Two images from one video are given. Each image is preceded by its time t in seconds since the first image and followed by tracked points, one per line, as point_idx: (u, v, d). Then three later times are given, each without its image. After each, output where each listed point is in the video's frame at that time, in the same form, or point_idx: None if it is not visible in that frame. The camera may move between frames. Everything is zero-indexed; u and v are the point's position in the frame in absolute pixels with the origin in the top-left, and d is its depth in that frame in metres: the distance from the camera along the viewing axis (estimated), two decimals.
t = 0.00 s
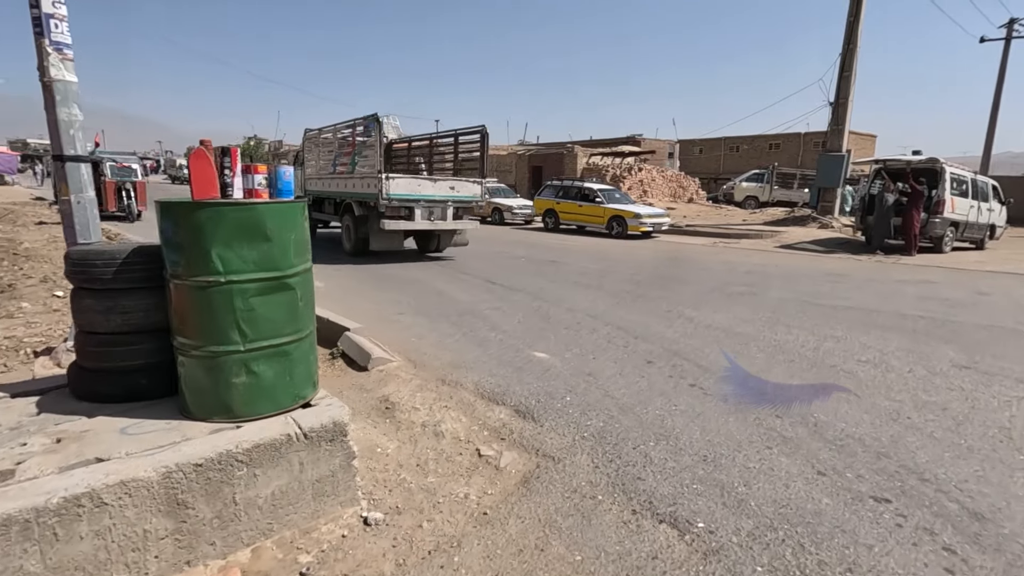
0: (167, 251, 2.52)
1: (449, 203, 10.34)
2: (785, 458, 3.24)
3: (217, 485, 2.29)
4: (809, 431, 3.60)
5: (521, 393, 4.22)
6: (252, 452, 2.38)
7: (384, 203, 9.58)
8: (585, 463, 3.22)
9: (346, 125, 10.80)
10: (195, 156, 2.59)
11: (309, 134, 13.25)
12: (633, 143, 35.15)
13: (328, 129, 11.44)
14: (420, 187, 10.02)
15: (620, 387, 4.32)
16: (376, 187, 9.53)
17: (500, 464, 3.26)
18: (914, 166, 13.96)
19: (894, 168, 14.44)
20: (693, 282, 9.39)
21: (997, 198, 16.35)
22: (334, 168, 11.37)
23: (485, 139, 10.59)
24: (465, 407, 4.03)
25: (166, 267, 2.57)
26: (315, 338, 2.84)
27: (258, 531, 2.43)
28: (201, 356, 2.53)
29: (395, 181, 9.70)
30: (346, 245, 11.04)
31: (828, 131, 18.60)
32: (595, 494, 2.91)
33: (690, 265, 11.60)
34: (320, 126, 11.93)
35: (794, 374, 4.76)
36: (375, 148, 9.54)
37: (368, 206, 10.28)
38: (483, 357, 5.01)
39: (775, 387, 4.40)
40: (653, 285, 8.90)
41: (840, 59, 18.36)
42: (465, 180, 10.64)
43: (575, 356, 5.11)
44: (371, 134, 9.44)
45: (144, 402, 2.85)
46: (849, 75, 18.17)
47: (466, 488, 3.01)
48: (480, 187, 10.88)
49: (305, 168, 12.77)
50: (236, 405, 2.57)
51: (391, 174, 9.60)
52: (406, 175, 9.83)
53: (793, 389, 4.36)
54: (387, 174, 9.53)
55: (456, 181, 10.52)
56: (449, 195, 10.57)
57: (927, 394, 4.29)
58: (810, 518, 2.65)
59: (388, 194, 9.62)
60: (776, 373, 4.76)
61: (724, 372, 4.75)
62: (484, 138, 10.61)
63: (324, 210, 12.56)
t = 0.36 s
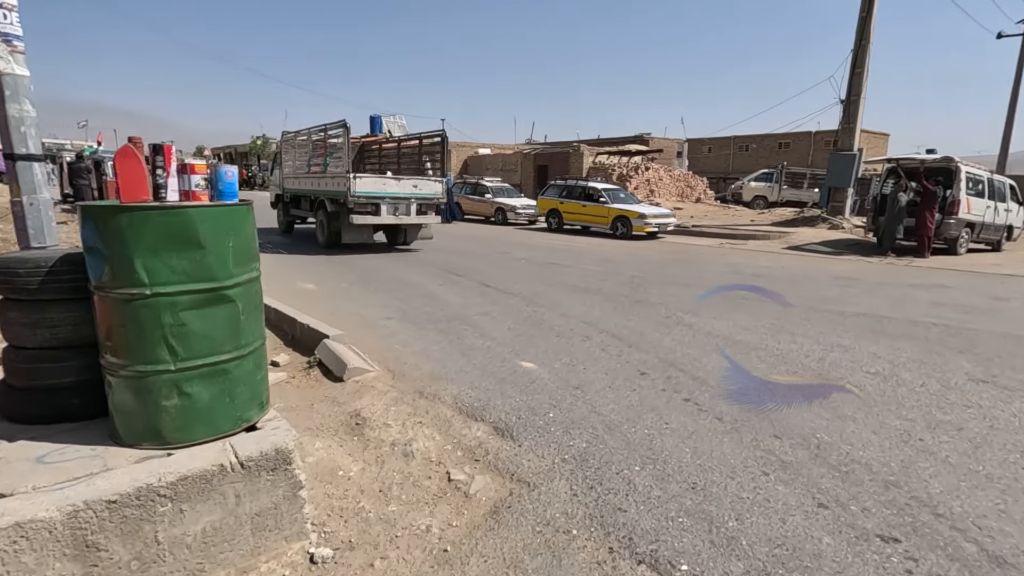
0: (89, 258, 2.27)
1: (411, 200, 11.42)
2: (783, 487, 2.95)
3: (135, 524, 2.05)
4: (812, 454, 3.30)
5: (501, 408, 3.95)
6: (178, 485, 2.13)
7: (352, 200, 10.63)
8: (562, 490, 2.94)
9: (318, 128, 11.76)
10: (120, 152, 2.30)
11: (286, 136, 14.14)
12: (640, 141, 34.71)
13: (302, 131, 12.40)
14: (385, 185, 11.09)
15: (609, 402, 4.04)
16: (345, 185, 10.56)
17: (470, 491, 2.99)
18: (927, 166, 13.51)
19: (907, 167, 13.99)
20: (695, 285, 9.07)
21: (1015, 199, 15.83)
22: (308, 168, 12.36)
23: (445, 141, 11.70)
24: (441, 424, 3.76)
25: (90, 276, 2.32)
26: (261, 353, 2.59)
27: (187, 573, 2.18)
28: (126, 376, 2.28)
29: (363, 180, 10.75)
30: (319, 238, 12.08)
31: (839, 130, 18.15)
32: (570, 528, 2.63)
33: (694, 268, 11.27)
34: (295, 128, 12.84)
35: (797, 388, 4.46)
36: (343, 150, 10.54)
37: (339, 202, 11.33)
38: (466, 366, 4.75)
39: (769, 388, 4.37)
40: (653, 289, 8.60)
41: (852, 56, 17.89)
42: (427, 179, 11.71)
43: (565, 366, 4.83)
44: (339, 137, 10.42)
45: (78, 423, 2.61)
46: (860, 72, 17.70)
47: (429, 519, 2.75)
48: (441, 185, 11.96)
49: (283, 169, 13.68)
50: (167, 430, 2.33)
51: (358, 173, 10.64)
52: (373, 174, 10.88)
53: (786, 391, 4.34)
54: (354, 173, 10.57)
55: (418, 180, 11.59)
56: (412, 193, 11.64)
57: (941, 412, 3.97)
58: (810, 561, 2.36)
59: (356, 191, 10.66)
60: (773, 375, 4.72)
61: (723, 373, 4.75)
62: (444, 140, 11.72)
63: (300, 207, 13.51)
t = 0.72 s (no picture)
0: None
1: (387, 196, 12.42)
2: (797, 525, 2.59)
3: (36, 568, 1.79)
4: (831, 485, 2.93)
5: (488, 424, 3.64)
6: (89, 524, 1.86)
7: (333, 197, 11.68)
8: (546, 525, 2.61)
9: (302, 131, 12.80)
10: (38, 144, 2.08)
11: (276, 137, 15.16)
12: (656, 141, 34.16)
13: (290, 134, 13.46)
14: (363, 183, 12.10)
15: (606, 420, 3.70)
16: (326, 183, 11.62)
17: (442, 522, 2.68)
18: (956, 164, 12.89)
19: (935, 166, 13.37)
20: (708, 289, 8.67)
21: None
22: (295, 167, 13.43)
23: (419, 142, 12.66)
24: (420, 442, 3.46)
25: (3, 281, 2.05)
26: (202, 368, 2.31)
27: None
28: (41, 396, 2.01)
29: (342, 179, 11.79)
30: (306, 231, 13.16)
31: (862, 128, 17.51)
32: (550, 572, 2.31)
33: (707, 270, 10.84)
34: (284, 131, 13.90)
35: (813, 404, 4.08)
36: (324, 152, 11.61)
37: (321, 198, 12.39)
38: (456, 376, 4.46)
39: (771, 390, 4.34)
40: (663, 293, 8.23)
41: (875, 51, 17.24)
42: (402, 177, 12.67)
43: (561, 377, 4.50)
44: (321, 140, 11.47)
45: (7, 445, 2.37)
46: (884, 68, 17.05)
47: (392, 556, 2.45)
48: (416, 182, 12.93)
49: (272, 168, 14.68)
50: (88, 457, 2.05)
51: (338, 173, 11.69)
52: (352, 174, 11.89)
53: (786, 392, 4.31)
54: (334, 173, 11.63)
55: (394, 178, 12.56)
56: (389, 190, 12.63)
57: (977, 436, 3.57)
58: None
59: (335, 188, 11.70)
60: (771, 375, 4.71)
61: (722, 373, 4.74)
62: (418, 141, 12.68)
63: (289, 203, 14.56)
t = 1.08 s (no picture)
0: None
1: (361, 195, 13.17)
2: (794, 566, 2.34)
3: None
4: (834, 517, 2.68)
5: (465, 443, 3.40)
6: None
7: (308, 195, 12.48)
8: (516, 563, 2.38)
9: (283, 134, 13.64)
10: None
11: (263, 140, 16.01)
12: (661, 141, 33.79)
13: (273, 137, 14.33)
14: (338, 182, 12.87)
15: (593, 439, 3.46)
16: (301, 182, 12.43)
17: (404, 557, 2.45)
18: (968, 165, 12.54)
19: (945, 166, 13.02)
20: (709, 293, 8.40)
21: None
22: (276, 168, 14.29)
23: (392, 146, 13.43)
24: (392, 462, 3.22)
25: None
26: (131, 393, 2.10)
27: None
28: None
29: (317, 179, 12.60)
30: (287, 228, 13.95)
31: (870, 128, 17.14)
32: None
33: (710, 274, 10.55)
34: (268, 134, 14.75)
35: (815, 420, 3.83)
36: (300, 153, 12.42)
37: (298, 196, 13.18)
38: (437, 389, 4.23)
39: (771, 389, 4.43)
40: (662, 297, 7.98)
41: (884, 49, 16.88)
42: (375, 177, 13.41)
43: (548, 390, 4.27)
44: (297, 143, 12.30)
45: None
46: (893, 66, 16.70)
47: None
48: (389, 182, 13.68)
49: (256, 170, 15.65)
50: None
51: (313, 173, 12.50)
52: (327, 174, 12.67)
53: (786, 390, 4.41)
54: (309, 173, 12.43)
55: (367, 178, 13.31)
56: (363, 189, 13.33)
57: (994, 460, 3.29)
58: None
59: (311, 187, 12.50)
60: (769, 374, 4.80)
61: (721, 372, 4.83)
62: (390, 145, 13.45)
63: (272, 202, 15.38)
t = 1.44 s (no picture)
0: None
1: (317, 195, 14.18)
2: None
3: None
4: (811, 547, 2.45)
5: (418, 463, 3.14)
6: None
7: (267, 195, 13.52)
8: None
9: (247, 138, 14.76)
10: None
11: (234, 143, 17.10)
12: (650, 143, 33.72)
13: (240, 140, 15.43)
14: (295, 183, 13.89)
15: (557, 458, 3.21)
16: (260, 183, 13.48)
17: None
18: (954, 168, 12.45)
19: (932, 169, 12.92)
20: (693, 297, 8.20)
21: None
22: (243, 169, 15.41)
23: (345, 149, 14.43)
24: (336, 485, 2.96)
25: None
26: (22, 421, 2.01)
27: None
28: None
29: (275, 180, 13.65)
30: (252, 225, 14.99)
31: (857, 130, 17.08)
32: None
33: (696, 277, 10.35)
34: (237, 138, 15.83)
35: (795, 435, 3.61)
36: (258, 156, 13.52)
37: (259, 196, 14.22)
38: (397, 402, 3.96)
39: (769, 388, 4.46)
40: (644, 302, 7.76)
41: (871, 51, 16.82)
42: (331, 178, 14.40)
43: (515, 403, 4.01)
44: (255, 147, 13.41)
45: None
46: (880, 69, 16.65)
47: None
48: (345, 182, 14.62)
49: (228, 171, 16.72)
50: None
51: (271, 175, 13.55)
52: (284, 175, 13.71)
53: (786, 390, 4.43)
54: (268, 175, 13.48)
55: (323, 179, 14.31)
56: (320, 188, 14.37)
57: (984, 478, 3.08)
58: None
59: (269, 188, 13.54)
60: (771, 374, 4.81)
61: (721, 372, 4.85)
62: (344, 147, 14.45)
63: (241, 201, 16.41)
